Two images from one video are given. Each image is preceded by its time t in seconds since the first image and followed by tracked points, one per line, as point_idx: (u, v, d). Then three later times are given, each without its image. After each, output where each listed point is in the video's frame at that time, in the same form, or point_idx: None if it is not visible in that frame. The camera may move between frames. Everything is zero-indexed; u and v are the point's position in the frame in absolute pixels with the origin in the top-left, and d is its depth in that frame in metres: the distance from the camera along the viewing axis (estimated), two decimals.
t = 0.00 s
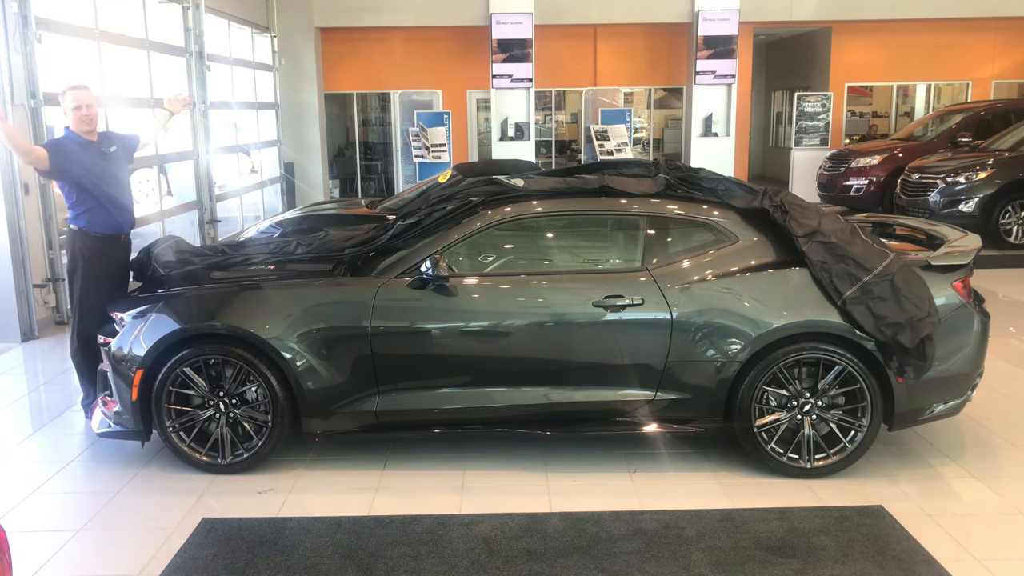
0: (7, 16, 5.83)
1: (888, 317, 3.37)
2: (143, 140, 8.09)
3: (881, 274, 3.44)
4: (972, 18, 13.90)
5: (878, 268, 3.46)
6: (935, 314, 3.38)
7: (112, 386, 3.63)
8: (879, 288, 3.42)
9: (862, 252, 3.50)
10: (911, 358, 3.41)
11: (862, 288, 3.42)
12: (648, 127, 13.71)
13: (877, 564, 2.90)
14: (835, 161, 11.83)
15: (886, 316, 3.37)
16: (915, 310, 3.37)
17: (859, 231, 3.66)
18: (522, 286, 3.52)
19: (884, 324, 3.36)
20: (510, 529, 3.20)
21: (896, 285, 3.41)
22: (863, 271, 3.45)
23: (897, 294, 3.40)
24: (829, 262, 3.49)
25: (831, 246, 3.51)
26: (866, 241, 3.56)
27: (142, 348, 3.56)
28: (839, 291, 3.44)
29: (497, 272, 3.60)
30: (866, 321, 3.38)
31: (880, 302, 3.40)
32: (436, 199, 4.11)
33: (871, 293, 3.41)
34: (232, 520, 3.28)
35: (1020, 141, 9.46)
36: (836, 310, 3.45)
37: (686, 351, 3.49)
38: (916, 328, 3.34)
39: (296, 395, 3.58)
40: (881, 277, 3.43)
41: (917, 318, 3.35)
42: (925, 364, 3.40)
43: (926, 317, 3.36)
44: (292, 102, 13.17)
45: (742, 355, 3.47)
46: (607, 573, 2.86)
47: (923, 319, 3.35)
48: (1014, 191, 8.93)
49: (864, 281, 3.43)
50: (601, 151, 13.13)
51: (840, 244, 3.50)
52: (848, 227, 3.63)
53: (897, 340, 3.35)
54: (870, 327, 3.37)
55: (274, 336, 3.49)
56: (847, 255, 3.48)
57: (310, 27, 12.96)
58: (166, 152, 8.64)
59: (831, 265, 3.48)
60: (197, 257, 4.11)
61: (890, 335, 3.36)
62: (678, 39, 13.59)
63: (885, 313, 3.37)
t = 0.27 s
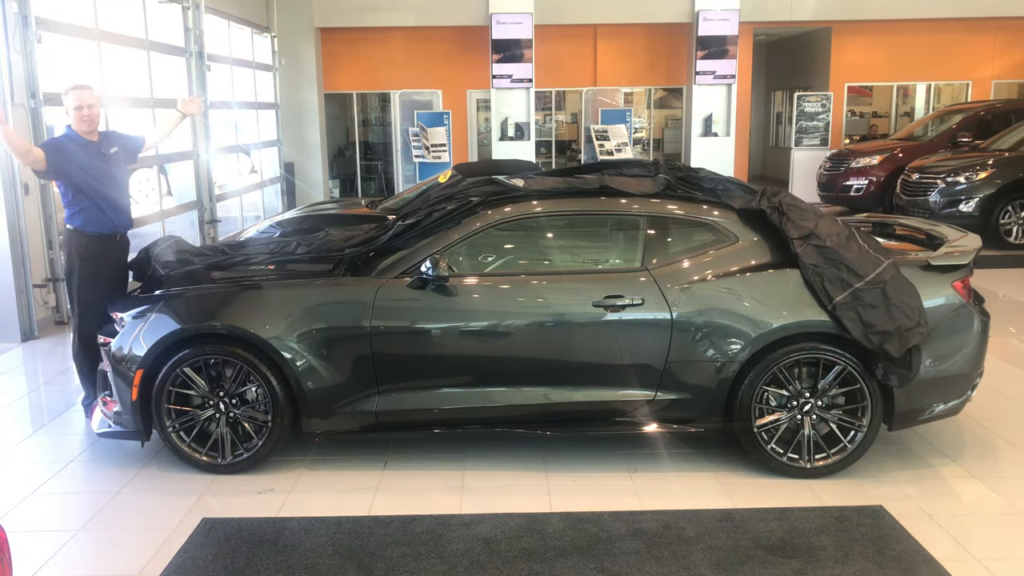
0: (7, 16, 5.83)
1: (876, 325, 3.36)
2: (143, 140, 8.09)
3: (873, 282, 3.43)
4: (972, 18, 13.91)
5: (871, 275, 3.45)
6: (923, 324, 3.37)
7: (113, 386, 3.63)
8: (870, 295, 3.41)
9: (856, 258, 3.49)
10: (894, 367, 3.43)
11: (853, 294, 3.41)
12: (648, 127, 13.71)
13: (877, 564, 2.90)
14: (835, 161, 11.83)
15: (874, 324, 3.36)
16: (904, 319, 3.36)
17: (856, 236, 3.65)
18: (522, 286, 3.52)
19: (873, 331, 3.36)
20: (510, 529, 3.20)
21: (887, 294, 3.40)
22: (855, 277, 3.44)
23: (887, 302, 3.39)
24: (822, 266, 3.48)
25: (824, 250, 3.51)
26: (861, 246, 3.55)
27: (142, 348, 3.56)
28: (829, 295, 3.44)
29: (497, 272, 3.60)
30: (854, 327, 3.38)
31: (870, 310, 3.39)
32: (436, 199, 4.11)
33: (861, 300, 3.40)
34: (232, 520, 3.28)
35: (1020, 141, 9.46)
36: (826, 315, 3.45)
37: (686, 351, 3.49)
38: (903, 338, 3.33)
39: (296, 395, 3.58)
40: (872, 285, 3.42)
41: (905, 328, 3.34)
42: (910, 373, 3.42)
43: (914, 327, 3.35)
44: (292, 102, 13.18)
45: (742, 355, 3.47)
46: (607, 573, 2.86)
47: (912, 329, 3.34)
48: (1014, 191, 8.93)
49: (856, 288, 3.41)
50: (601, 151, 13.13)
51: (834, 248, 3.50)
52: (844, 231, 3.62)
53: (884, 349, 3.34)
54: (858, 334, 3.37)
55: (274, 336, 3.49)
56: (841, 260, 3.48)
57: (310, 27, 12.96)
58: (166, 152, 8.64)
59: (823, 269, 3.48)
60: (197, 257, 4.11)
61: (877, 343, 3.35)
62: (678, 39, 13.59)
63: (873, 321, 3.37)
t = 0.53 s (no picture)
0: (7, 16, 5.83)
1: (871, 329, 3.37)
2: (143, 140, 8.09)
3: (869, 285, 3.42)
4: (972, 18, 13.91)
5: (867, 278, 3.44)
6: (919, 328, 3.37)
7: (113, 386, 3.63)
8: (865, 298, 3.41)
9: (853, 260, 3.48)
10: (889, 370, 3.41)
11: (848, 298, 3.41)
12: (648, 127, 13.71)
13: (877, 564, 2.90)
14: (835, 161, 11.83)
15: (869, 328, 3.37)
16: (899, 324, 3.36)
17: (855, 237, 3.64)
18: (522, 286, 3.52)
19: (867, 335, 3.36)
20: (510, 529, 3.20)
21: (882, 297, 3.40)
22: (851, 280, 3.44)
23: (882, 306, 3.39)
24: (818, 268, 3.48)
25: (821, 253, 3.50)
26: (859, 249, 3.54)
27: (142, 348, 3.56)
28: (825, 298, 3.43)
29: (497, 272, 3.60)
30: (848, 331, 3.38)
31: (865, 314, 3.39)
32: (436, 199, 4.11)
33: (857, 303, 3.40)
34: (233, 520, 3.28)
35: (1020, 140, 9.46)
36: (821, 318, 3.45)
37: (686, 351, 3.49)
38: (897, 342, 3.33)
39: (296, 395, 3.58)
40: (868, 289, 3.42)
41: (900, 332, 3.34)
42: (904, 378, 3.40)
43: (909, 332, 3.35)
44: (292, 101, 13.18)
45: (742, 355, 3.47)
46: (607, 573, 2.86)
47: (907, 333, 3.34)
48: (1014, 191, 8.93)
49: (852, 291, 3.41)
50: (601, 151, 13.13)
51: (831, 251, 3.49)
52: (842, 233, 3.61)
53: (877, 353, 3.35)
54: (852, 337, 3.38)
55: (274, 336, 3.49)
56: (837, 263, 3.47)
57: (310, 27, 12.96)
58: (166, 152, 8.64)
59: (819, 272, 3.47)
60: (196, 258, 4.11)
61: (871, 347, 3.36)
62: (678, 39, 13.59)
63: (868, 324, 3.37)
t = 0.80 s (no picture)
0: (7, 16, 5.83)
1: (871, 329, 3.36)
2: (143, 141, 8.09)
3: (868, 285, 3.42)
4: (972, 17, 13.91)
5: (866, 279, 3.44)
6: (919, 328, 3.37)
7: (113, 386, 3.63)
8: (865, 299, 3.40)
9: (853, 261, 3.48)
10: (888, 370, 3.41)
11: (848, 298, 3.41)
12: (648, 127, 13.71)
13: (877, 564, 2.90)
14: (835, 161, 11.83)
15: (869, 328, 3.37)
16: (899, 324, 3.36)
17: (855, 238, 3.64)
18: (522, 286, 3.52)
19: (867, 336, 3.36)
20: (511, 529, 3.20)
21: (882, 298, 3.40)
22: (851, 281, 3.44)
23: (882, 306, 3.39)
24: (818, 269, 3.48)
25: (821, 253, 3.50)
26: (859, 249, 3.54)
27: (142, 348, 3.56)
28: (825, 298, 3.43)
29: (497, 272, 3.60)
30: (848, 331, 3.38)
31: (865, 314, 3.39)
32: (436, 199, 4.11)
33: (856, 304, 3.40)
34: (233, 520, 3.28)
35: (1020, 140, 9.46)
36: (821, 318, 3.45)
37: (686, 351, 3.49)
38: (897, 342, 3.33)
39: (296, 395, 3.58)
40: (868, 289, 3.41)
41: (899, 332, 3.34)
42: (903, 378, 3.40)
43: (909, 332, 3.34)
44: (292, 101, 13.19)
45: (742, 355, 3.47)
46: (607, 573, 2.86)
47: (906, 333, 3.34)
48: (1014, 191, 8.93)
49: (852, 292, 3.41)
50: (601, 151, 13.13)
51: (831, 251, 3.49)
52: (842, 233, 3.60)
53: (877, 353, 3.35)
54: (852, 338, 3.38)
55: (274, 336, 3.49)
56: (837, 263, 3.47)
57: (310, 27, 12.96)
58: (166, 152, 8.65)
59: (819, 272, 3.47)
60: (195, 257, 4.11)
61: (871, 348, 3.36)
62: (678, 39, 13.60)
63: (868, 325, 3.37)
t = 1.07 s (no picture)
0: (7, 16, 5.83)
1: (871, 330, 3.36)
2: (143, 140, 8.10)
3: (868, 286, 3.42)
4: (972, 17, 13.91)
5: (866, 279, 3.43)
6: (919, 329, 3.37)
7: (113, 386, 3.63)
8: (865, 299, 3.40)
9: (852, 261, 3.47)
10: (889, 371, 3.40)
11: (848, 298, 3.40)
12: (648, 127, 13.71)
13: (877, 564, 2.90)
14: (835, 161, 11.83)
15: (869, 329, 3.36)
16: (899, 324, 3.35)
17: (854, 238, 3.64)
18: (522, 286, 3.52)
19: (867, 336, 3.36)
20: (510, 529, 3.20)
21: (882, 299, 3.40)
22: (850, 281, 3.43)
23: (882, 307, 3.39)
24: (818, 269, 3.48)
25: (821, 253, 3.50)
26: (858, 250, 3.54)
27: (142, 348, 3.56)
28: (824, 298, 3.43)
29: (497, 272, 3.60)
30: (848, 332, 3.38)
31: (865, 315, 3.38)
32: (436, 199, 4.11)
33: (856, 305, 3.40)
34: (233, 520, 3.27)
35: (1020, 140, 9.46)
36: (820, 318, 3.44)
37: (686, 351, 3.49)
38: (897, 343, 3.33)
39: (296, 395, 3.58)
40: (868, 290, 3.41)
41: (899, 333, 3.34)
42: (903, 379, 3.40)
43: (909, 332, 3.34)
44: (292, 101, 13.20)
45: (743, 355, 3.47)
46: (607, 573, 2.86)
47: (906, 334, 3.34)
48: (1014, 191, 8.93)
49: (852, 292, 3.41)
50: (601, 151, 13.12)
51: (830, 252, 3.49)
52: (842, 233, 3.60)
53: (877, 354, 3.35)
54: (851, 339, 3.37)
55: (274, 336, 3.49)
56: (836, 264, 3.47)
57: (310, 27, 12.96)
58: (166, 152, 8.65)
59: (818, 273, 3.47)
60: (195, 257, 4.11)
61: (871, 348, 3.35)
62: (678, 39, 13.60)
63: (868, 326, 3.36)
